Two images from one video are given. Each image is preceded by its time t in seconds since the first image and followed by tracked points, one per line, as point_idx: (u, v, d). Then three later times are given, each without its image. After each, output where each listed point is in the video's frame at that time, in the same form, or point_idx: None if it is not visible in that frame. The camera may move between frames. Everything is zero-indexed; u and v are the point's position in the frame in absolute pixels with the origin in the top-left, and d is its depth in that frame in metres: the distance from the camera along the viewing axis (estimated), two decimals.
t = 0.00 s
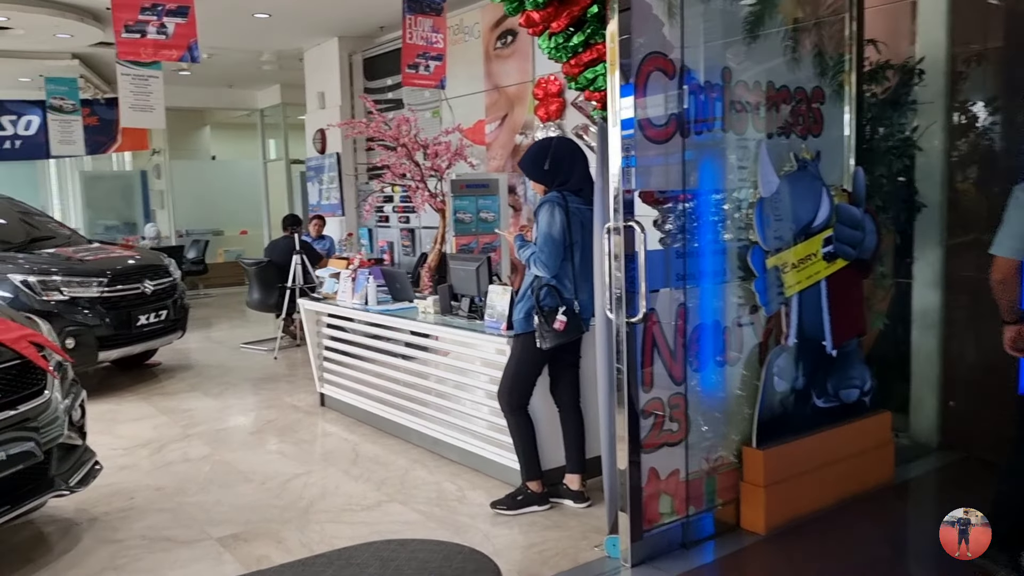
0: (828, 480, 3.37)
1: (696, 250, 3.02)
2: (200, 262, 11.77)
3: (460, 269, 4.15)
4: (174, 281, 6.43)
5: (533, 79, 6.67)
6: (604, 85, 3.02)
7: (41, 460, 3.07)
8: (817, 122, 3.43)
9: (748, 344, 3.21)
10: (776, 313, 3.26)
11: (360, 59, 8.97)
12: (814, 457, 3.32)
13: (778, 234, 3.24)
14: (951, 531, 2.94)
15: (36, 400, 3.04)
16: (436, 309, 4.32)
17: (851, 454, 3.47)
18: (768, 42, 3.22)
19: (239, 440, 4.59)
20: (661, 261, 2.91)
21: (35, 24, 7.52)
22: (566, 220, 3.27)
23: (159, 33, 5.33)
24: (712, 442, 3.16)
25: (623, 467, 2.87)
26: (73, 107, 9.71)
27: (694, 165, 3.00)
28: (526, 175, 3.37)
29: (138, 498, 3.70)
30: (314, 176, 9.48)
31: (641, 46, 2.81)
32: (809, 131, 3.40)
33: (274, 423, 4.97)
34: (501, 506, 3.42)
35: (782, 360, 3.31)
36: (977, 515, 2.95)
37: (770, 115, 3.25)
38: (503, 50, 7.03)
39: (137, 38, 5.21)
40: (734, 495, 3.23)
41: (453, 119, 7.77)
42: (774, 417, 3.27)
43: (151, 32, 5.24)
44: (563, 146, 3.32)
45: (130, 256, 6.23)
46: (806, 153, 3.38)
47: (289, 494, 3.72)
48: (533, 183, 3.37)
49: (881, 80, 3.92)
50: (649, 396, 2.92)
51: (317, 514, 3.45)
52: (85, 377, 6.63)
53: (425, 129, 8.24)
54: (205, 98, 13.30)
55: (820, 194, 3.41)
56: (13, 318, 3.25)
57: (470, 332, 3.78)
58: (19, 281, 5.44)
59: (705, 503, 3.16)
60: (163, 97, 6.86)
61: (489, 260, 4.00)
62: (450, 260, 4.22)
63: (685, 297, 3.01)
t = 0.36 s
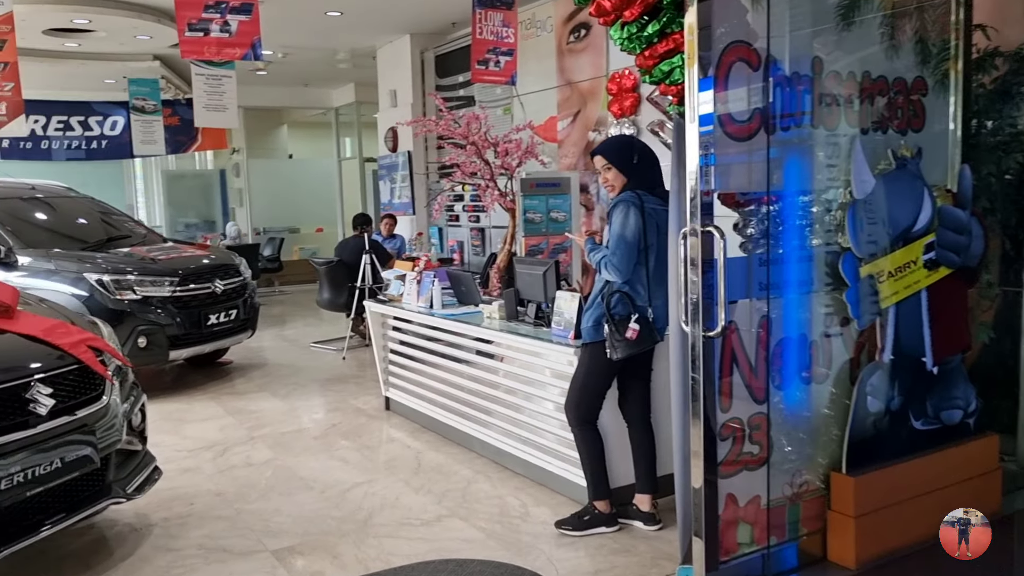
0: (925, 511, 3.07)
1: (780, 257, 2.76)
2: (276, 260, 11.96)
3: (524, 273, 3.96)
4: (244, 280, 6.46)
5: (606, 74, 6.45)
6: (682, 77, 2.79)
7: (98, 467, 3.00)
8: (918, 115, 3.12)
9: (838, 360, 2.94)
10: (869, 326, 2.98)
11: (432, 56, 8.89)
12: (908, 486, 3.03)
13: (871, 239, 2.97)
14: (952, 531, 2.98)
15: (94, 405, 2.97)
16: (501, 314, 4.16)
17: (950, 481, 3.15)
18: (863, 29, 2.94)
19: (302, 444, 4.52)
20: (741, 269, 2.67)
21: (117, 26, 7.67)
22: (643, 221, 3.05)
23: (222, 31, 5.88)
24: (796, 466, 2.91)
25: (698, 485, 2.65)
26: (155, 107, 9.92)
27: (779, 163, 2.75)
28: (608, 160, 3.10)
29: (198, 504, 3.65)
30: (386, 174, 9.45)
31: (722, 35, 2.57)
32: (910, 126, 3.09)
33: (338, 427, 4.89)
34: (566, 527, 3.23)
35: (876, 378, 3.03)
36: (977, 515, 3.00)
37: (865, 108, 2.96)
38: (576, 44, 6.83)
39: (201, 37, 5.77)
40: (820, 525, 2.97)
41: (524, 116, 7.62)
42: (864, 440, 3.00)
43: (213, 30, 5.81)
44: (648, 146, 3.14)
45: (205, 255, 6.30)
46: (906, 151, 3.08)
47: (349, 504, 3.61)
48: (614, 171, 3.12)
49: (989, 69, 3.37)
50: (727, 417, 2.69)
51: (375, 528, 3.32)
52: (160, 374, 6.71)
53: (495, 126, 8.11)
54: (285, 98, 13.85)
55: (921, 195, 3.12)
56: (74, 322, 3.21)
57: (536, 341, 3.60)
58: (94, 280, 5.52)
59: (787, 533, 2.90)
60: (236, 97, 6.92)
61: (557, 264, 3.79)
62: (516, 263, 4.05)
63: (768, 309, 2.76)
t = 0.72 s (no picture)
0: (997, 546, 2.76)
1: (854, 258, 2.51)
2: (325, 256, 11.94)
3: (574, 273, 3.75)
4: (288, 278, 6.37)
5: (661, 65, 6.20)
6: (745, 61, 2.56)
7: (126, 473, 2.88)
8: (1011, 102, 2.83)
9: (917, 372, 2.68)
10: (951, 335, 2.73)
11: (481, 50, 8.72)
12: (993, 515, 2.77)
13: (955, 240, 2.72)
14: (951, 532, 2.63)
15: (122, 409, 2.84)
16: (548, 316, 3.95)
17: (1019, 515, 2.84)
18: (949, 7, 2.66)
19: (342, 448, 4.38)
20: (812, 272, 2.42)
21: (166, 21, 7.68)
22: (713, 215, 2.83)
23: (260, 20, 5.91)
24: (870, 487, 2.65)
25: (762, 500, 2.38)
26: (205, 104, 9.92)
27: (854, 155, 2.49)
28: (672, 148, 2.91)
29: (232, 511, 3.52)
30: (434, 170, 9.31)
31: (794, 14, 2.31)
32: (1001, 114, 2.80)
33: (380, 430, 4.73)
34: (616, 546, 3.02)
35: (960, 393, 2.77)
36: (976, 513, 2.67)
37: (949, 95, 2.68)
38: (629, 34, 6.58)
39: (238, 26, 5.83)
40: (896, 555, 2.71)
41: (575, 110, 7.40)
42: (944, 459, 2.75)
43: (250, 19, 5.85)
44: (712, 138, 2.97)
45: (250, 252, 6.23)
46: (996, 141, 2.81)
47: (387, 514, 3.45)
48: (677, 160, 2.93)
49: None
50: (795, 434, 2.44)
51: (413, 543, 3.15)
52: (205, 373, 6.66)
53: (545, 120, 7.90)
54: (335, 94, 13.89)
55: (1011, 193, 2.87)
56: (105, 321, 3.10)
57: (585, 346, 3.39)
58: (137, 277, 5.48)
59: (859, 563, 2.65)
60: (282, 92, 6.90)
61: (608, 264, 3.56)
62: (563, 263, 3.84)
63: (841, 316, 2.50)
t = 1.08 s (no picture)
0: None
1: (908, 267, 2.27)
2: (345, 257, 11.80)
3: (599, 279, 3.52)
4: (304, 280, 6.22)
5: (691, 60, 5.95)
6: (791, 47, 2.37)
7: (120, 491, 2.69)
8: None
9: (979, 393, 2.43)
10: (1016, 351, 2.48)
11: (504, 46, 8.52)
12: None
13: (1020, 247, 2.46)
14: (951, 531, 2.37)
15: (115, 423, 2.66)
16: (571, 324, 3.72)
17: None
18: None
19: (354, 459, 4.19)
20: (865, 282, 2.18)
21: (183, 17, 7.56)
22: (744, 218, 2.60)
23: (268, 11, 5.77)
24: (926, 520, 2.41)
25: (807, 522, 2.12)
26: (225, 102, 9.80)
27: (909, 152, 2.25)
28: (704, 146, 2.67)
29: (236, 528, 3.33)
30: (456, 170, 9.11)
31: None
32: None
33: (395, 440, 4.53)
34: None
35: None
36: (977, 512, 2.41)
37: (1014, 85, 2.41)
38: (657, 29, 6.33)
39: (245, 16, 5.68)
40: None
41: (601, 108, 7.17)
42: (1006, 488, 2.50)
43: (258, 10, 5.71)
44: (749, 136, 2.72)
45: (266, 254, 6.08)
46: None
47: (399, 534, 3.24)
48: (709, 160, 2.69)
49: None
50: (845, 463, 2.19)
51: (424, 567, 2.94)
52: (219, 377, 6.51)
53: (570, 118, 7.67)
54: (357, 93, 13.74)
55: None
56: (102, 328, 2.92)
57: (609, 357, 3.17)
58: (149, 279, 5.34)
59: None
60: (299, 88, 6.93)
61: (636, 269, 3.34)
62: (587, 268, 3.62)
63: (896, 330, 2.26)
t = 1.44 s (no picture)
0: None
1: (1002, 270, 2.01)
2: (393, 251, 11.75)
3: (651, 276, 3.32)
4: (348, 274, 6.13)
5: (749, 45, 5.66)
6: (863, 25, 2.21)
7: (146, 495, 2.58)
8: None
9: None
10: None
11: (554, 34, 8.30)
12: None
13: None
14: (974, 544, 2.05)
15: (140, 425, 2.55)
16: (621, 324, 3.52)
17: None
18: None
19: (395, 460, 4.04)
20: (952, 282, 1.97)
21: (231, 8, 7.52)
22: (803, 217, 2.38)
23: None
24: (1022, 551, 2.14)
25: (885, 540, 1.91)
26: (275, 94, 9.76)
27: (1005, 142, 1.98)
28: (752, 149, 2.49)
29: (270, 532, 3.21)
30: (504, 162, 8.93)
31: None
32: None
33: (437, 440, 4.38)
34: None
35: None
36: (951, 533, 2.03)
37: None
38: (714, 13, 6.06)
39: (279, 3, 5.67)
40: None
41: (653, 96, 6.92)
42: None
43: None
44: (809, 114, 2.40)
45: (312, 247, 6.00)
46: None
47: (437, 544, 3.09)
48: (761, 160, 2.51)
49: None
50: (927, 485, 2.01)
51: None
52: (264, 371, 6.45)
53: (622, 108, 7.42)
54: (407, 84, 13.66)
55: None
56: (131, 326, 2.82)
57: (660, 360, 2.97)
58: (192, 273, 5.29)
59: None
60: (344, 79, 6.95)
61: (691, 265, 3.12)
62: (639, 264, 3.42)
63: (987, 340, 2.01)
